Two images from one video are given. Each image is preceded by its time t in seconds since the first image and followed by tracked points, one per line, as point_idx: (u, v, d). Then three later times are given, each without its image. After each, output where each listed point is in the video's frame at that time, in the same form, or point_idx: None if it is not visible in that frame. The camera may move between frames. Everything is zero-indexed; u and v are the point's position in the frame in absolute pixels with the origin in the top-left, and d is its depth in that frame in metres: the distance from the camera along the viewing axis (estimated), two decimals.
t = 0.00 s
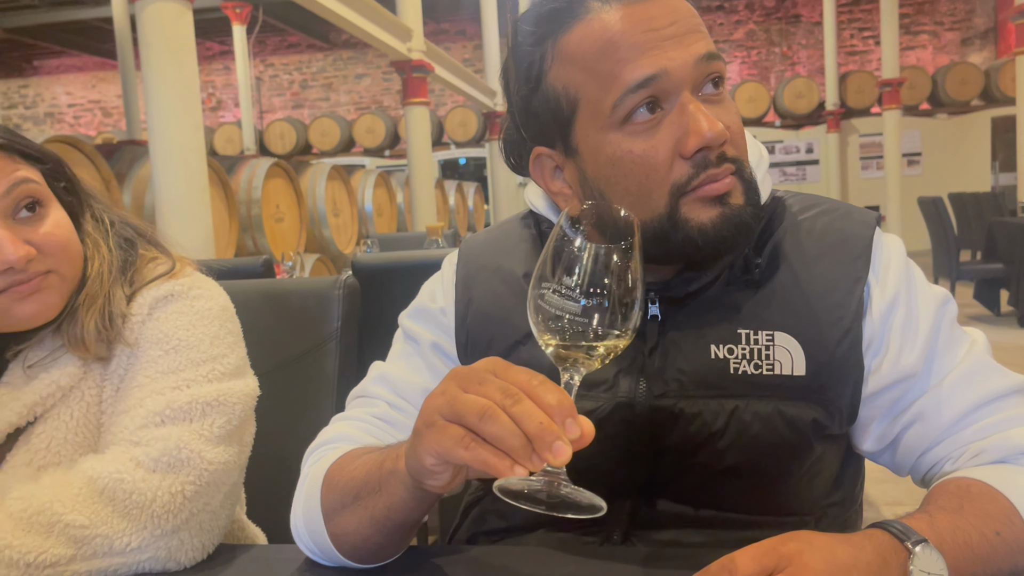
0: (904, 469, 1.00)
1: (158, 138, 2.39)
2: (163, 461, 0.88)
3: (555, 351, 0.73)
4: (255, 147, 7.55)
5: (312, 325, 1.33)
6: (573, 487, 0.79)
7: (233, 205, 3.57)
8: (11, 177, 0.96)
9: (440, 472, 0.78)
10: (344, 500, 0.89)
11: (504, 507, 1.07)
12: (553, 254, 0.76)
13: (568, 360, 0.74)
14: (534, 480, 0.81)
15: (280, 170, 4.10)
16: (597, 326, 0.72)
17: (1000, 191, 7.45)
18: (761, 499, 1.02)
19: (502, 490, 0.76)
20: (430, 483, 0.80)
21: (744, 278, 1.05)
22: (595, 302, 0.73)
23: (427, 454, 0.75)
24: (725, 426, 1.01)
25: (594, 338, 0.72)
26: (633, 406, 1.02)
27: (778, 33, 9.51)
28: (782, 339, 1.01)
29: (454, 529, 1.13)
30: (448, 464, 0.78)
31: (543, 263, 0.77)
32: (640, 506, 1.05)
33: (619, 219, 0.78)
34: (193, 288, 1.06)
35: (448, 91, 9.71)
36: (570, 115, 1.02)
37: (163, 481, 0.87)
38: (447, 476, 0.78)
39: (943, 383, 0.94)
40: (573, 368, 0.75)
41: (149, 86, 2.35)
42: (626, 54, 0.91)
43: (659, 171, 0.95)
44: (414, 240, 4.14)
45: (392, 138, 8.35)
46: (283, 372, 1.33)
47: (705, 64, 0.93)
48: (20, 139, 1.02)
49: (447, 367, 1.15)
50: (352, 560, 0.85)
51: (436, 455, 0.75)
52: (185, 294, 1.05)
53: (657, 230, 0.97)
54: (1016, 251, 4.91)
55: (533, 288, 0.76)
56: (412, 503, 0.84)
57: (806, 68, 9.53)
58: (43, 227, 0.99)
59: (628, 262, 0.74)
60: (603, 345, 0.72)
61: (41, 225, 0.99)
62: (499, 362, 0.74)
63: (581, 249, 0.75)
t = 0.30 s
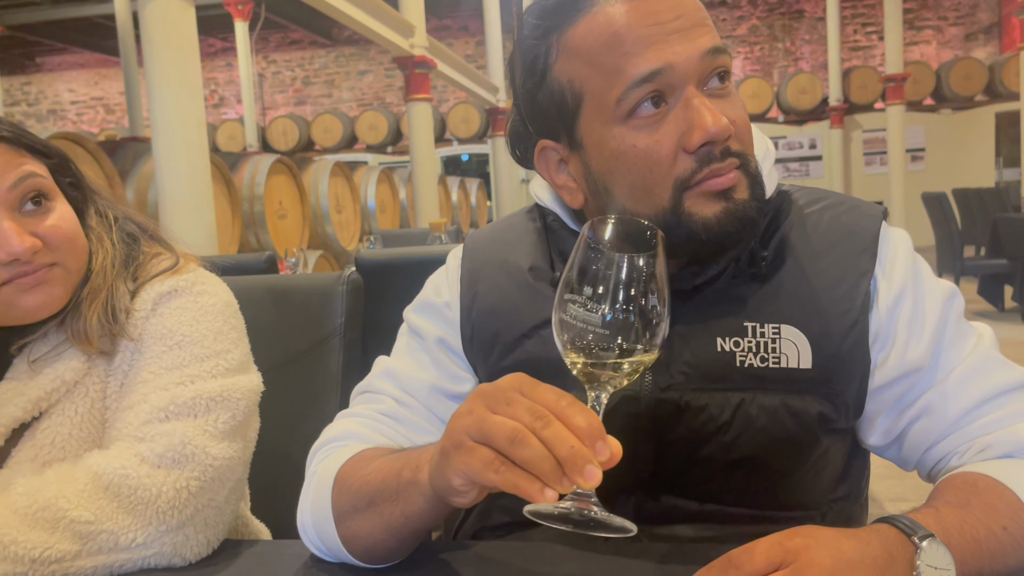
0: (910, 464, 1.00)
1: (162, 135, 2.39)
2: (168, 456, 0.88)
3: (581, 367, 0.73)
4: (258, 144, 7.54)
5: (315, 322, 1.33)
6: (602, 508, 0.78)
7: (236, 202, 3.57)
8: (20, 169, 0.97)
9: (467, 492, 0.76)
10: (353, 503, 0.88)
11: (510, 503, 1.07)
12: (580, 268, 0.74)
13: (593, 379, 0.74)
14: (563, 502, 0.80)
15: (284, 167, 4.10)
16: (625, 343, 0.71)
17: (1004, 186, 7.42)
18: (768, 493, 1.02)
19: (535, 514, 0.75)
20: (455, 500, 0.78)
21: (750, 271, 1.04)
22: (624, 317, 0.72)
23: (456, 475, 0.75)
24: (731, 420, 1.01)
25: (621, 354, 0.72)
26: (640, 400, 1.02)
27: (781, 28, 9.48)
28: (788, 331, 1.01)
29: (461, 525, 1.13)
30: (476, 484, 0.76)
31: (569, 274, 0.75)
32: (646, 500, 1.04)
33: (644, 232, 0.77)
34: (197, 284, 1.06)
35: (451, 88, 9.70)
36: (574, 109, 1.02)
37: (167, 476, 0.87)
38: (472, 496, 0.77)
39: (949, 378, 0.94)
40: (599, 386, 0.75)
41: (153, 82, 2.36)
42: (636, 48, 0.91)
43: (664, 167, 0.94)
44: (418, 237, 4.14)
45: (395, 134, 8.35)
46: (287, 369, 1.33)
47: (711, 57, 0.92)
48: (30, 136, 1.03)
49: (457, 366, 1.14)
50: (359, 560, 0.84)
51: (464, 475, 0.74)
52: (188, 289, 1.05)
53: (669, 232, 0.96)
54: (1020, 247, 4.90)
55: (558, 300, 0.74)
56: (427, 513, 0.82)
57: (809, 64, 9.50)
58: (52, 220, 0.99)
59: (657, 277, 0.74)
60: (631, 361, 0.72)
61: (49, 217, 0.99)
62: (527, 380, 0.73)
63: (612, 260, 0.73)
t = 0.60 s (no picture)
0: (912, 461, 1.00)
1: (162, 133, 2.38)
2: (171, 455, 0.88)
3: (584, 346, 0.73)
4: (260, 143, 7.54)
5: (318, 320, 1.33)
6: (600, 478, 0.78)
7: (237, 200, 3.58)
8: (23, 168, 0.97)
9: (466, 460, 0.77)
10: (361, 493, 0.89)
11: (514, 496, 1.08)
12: (585, 248, 0.75)
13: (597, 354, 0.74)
14: (560, 469, 0.79)
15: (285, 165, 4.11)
16: (625, 322, 0.72)
17: (1007, 184, 7.41)
18: (770, 490, 1.03)
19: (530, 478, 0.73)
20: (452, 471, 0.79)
21: (754, 268, 1.05)
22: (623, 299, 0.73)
23: (452, 444, 0.75)
24: (735, 415, 1.01)
25: (620, 332, 0.72)
26: (643, 395, 1.02)
27: (783, 25, 9.46)
28: (791, 328, 1.01)
29: (463, 522, 1.13)
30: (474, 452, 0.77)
31: (570, 259, 0.76)
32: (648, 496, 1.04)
33: (646, 214, 0.77)
34: (199, 283, 1.06)
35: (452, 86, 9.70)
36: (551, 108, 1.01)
37: (169, 474, 0.87)
38: (472, 465, 0.78)
39: (950, 375, 0.94)
40: (599, 361, 0.75)
41: (154, 80, 2.36)
42: (602, 68, 0.87)
43: (590, 182, 0.95)
44: (419, 235, 4.14)
45: (397, 133, 8.35)
46: (290, 366, 1.34)
47: (663, 95, 0.87)
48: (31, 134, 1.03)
49: (459, 361, 1.15)
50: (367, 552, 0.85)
51: (461, 444, 0.74)
52: (191, 286, 1.05)
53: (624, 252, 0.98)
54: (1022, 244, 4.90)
55: (559, 284, 0.75)
56: (431, 495, 0.85)
57: (811, 61, 9.49)
58: (55, 218, 1.00)
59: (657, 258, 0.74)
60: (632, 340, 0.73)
61: (53, 214, 1.00)
62: (525, 353, 0.74)
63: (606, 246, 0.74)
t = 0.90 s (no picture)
0: (913, 459, 1.00)
1: (163, 133, 2.39)
2: (171, 454, 0.88)
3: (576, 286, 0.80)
4: (260, 142, 7.54)
5: (319, 319, 1.33)
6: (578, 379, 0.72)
7: (238, 200, 3.58)
8: (22, 167, 0.97)
9: (452, 385, 0.77)
10: (363, 461, 0.90)
11: (517, 493, 1.08)
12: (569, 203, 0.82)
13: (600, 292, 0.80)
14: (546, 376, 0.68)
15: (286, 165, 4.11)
16: (615, 260, 0.79)
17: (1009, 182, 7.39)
18: (773, 486, 1.02)
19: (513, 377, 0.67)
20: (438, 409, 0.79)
21: (756, 264, 1.06)
22: (613, 239, 0.79)
23: (438, 362, 0.74)
24: (737, 410, 1.02)
25: (607, 276, 0.79)
26: (646, 390, 1.02)
27: (784, 25, 9.45)
28: (794, 323, 1.02)
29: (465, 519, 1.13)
30: (460, 374, 0.77)
31: (557, 215, 0.83)
32: (651, 493, 1.04)
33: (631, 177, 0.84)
34: (200, 282, 1.07)
35: (453, 85, 9.70)
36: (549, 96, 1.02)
37: (170, 473, 0.87)
38: (457, 392, 0.78)
39: (951, 372, 0.95)
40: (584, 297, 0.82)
41: (154, 80, 2.36)
42: (595, 59, 0.89)
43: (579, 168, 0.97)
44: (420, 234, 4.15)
45: (398, 132, 8.34)
46: (291, 365, 1.34)
47: (650, 89, 0.89)
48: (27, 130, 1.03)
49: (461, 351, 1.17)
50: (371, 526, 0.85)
51: (447, 362, 0.74)
52: (191, 286, 1.05)
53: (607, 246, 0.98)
54: None
55: (550, 237, 0.82)
56: (425, 455, 0.85)
57: (812, 60, 9.48)
58: (52, 216, 1.00)
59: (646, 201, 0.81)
60: (626, 279, 0.79)
61: (49, 214, 1.00)
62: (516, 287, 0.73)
63: (585, 193, 0.83)
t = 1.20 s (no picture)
0: (910, 460, 1.00)
1: (162, 134, 2.39)
2: (170, 455, 0.88)
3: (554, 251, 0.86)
4: (260, 143, 7.54)
5: (318, 322, 1.33)
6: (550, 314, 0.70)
7: (238, 200, 3.58)
8: (20, 171, 0.97)
9: (431, 329, 0.78)
10: (349, 432, 0.94)
11: (515, 492, 1.09)
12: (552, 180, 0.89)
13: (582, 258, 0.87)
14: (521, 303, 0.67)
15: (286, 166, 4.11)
16: (596, 228, 0.85)
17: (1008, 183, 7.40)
18: (771, 486, 1.02)
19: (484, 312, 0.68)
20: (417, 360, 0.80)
21: (755, 263, 1.07)
22: (597, 211, 0.85)
23: (418, 303, 0.75)
24: (734, 408, 1.02)
25: (587, 244, 0.86)
26: (644, 388, 1.03)
27: (783, 25, 9.45)
28: (791, 322, 1.02)
29: (465, 518, 1.14)
30: (440, 319, 0.78)
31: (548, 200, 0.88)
32: (648, 494, 1.04)
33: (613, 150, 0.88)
34: (199, 284, 1.07)
35: (453, 86, 9.71)
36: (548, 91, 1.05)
37: (169, 475, 0.88)
38: (438, 338, 0.78)
39: (949, 372, 0.95)
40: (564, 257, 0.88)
41: (154, 81, 2.36)
42: (588, 48, 0.92)
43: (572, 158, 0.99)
44: (420, 235, 4.15)
45: (398, 133, 8.34)
46: (290, 367, 1.34)
47: (639, 78, 0.91)
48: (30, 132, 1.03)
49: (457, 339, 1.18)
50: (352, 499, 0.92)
51: (426, 303, 0.75)
52: (189, 288, 1.06)
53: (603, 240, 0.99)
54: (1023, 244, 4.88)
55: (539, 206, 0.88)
56: (412, 413, 0.87)
57: (811, 61, 9.49)
58: (50, 219, 1.00)
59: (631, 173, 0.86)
60: (607, 246, 0.86)
61: (48, 217, 1.00)
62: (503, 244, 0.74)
63: (571, 169, 0.89)
